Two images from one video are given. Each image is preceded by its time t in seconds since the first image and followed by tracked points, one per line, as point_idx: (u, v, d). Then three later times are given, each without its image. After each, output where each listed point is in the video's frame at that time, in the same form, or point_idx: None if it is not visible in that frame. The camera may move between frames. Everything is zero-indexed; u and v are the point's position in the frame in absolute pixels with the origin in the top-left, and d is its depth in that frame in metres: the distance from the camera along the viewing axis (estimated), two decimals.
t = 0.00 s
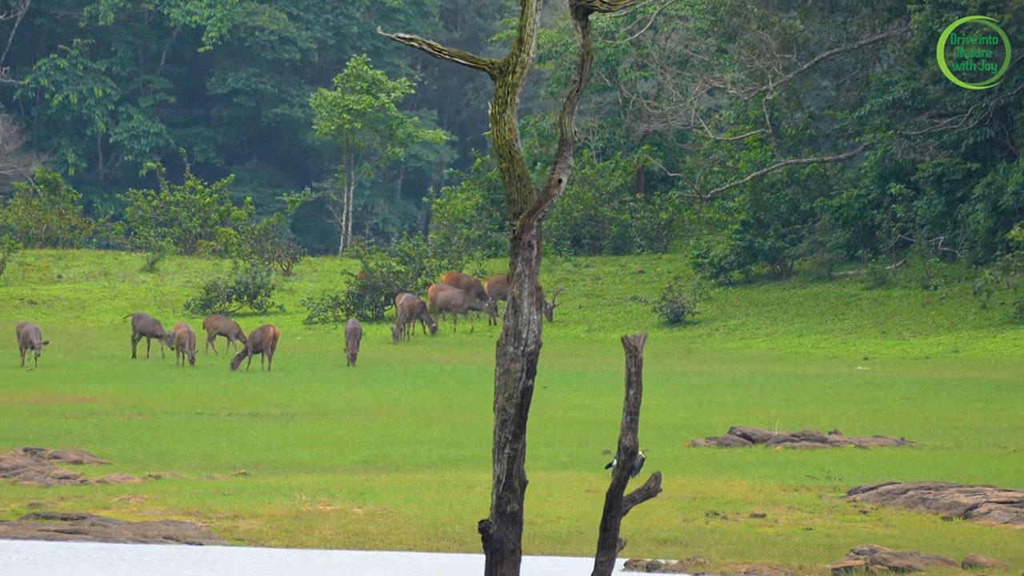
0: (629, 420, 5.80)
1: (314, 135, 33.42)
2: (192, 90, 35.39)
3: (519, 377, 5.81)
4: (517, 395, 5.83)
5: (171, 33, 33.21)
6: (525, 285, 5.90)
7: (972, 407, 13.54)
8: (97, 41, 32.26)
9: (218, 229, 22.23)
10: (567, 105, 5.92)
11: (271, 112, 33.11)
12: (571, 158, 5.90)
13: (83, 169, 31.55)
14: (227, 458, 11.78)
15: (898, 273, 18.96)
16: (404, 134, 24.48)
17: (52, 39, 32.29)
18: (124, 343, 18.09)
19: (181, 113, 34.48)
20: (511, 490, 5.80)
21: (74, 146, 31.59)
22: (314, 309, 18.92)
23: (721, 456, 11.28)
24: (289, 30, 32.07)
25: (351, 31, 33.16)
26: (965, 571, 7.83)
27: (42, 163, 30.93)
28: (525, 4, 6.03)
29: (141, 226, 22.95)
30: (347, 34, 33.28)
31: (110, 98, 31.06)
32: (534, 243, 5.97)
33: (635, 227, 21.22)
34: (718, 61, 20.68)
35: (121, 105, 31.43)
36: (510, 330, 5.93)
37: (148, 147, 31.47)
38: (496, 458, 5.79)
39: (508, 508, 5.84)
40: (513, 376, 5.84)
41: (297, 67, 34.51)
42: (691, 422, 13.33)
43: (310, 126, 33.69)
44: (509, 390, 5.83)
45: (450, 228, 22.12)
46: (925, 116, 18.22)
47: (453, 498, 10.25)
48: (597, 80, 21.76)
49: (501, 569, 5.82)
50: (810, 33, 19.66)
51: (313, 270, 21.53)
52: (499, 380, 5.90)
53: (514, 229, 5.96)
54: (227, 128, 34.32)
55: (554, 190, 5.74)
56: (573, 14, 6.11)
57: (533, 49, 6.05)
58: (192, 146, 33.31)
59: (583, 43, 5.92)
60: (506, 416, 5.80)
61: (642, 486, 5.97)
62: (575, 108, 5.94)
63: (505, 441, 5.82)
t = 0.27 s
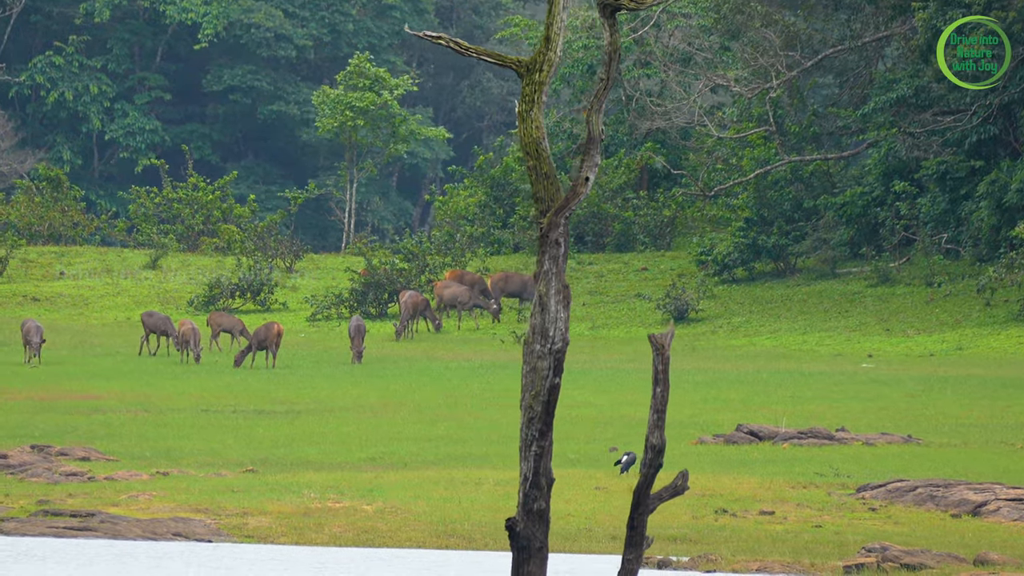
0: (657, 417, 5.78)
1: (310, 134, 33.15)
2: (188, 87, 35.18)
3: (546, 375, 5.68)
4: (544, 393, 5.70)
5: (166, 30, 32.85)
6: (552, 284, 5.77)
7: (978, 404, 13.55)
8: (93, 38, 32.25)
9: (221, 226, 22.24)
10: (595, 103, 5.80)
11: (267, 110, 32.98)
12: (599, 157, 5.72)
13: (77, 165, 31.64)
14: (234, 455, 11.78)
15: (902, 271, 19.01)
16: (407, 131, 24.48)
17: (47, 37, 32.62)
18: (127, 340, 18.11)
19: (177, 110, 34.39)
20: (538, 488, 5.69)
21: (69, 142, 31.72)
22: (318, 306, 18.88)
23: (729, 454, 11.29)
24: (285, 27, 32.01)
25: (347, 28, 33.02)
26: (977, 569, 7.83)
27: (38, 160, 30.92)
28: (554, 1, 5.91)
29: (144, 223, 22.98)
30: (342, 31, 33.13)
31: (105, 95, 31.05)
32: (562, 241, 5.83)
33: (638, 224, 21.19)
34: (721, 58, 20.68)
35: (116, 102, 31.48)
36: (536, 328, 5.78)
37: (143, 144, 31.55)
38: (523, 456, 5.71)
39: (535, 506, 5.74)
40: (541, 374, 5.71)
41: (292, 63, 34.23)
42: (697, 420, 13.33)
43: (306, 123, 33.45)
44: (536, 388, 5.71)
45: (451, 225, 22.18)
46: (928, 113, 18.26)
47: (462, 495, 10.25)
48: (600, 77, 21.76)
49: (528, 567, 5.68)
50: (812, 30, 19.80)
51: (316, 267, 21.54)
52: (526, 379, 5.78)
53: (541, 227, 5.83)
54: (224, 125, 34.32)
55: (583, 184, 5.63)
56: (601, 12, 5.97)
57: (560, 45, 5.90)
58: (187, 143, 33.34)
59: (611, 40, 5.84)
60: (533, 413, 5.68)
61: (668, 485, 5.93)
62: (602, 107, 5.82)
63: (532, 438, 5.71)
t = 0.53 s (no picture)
0: (683, 418, 5.81)
1: (307, 131, 33.36)
2: (183, 85, 35.00)
3: (573, 373, 5.87)
4: (571, 392, 5.88)
5: (161, 28, 32.74)
6: (579, 283, 5.98)
7: (983, 403, 13.57)
8: (88, 36, 32.06)
9: (224, 224, 22.21)
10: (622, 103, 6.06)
11: (263, 108, 32.91)
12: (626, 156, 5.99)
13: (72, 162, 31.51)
14: (241, 453, 11.79)
15: (905, 269, 19.02)
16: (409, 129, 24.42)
17: (43, 35, 32.42)
18: (130, 338, 18.11)
19: (172, 108, 34.21)
20: (564, 487, 5.91)
21: (65, 139, 31.60)
22: (321, 304, 18.91)
23: (736, 452, 11.30)
24: (279, 25, 31.83)
25: (342, 26, 32.88)
26: (988, 567, 7.84)
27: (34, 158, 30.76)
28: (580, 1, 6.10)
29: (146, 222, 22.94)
30: (338, 29, 33.01)
31: (100, 92, 30.91)
32: (589, 239, 6.04)
33: (641, 222, 21.21)
34: (724, 57, 20.63)
35: (112, 100, 31.32)
36: (563, 326, 5.97)
37: (138, 142, 31.43)
38: (550, 455, 5.92)
39: (562, 504, 5.94)
40: (567, 373, 5.91)
41: (288, 61, 34.30)
42: (702, 418, 13.33)
43: (302, 120, 33.63)
44: (563, 387, 5.90)
45: (453, 223, 22.19)
46: (932, 112, 18.17)
47: (471, 493, 10.25)
48: (603, 76, 21.71)
49: (554, 566, 5.92)
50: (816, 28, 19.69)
51: (318, 266, 21.50)
52: (553, 378, 5.97)
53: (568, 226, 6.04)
54: (219, 124, 34.22)
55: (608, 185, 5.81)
56: (628, 10, 6.16)
57: (585, 44, 6.09)
58: (183, 141, 33.13)
59: (638, 40, 6.09)
60: (560, 413, 5.87)
61: (696, 484, 5.98)
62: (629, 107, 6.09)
63: (559, 437, 5.91)
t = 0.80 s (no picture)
0: (710, 418, 5.77)
1: (302, 130, 33.38)
2: (178, 84, 34.92)
3: (599, 374, 5.84)
4: (598, 392, 5.86)
5: (156, 27, 32.87)
6: (606, 283, 5.92)
7: (990, 403, 13.59)
8: (83, 36, 32.16)
9: (226, 224, 22.22)
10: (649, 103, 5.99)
11: (257, 107, 32.82)
12: (653, 157, 5.92)
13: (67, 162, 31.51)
14: (248, 452, 11.78)
15: (909, 268, 19.06)
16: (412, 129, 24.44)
17: (37, 35, 32.56)
18: (133, 337, 18.10)
19: (167, 108, 34.14)
20: (591, 487, 5.86)
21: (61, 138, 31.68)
22: (324, 303, 18.88)
23: (744, 451, 11.30)
24: (274, 24, 31.83)
25: (337, 26, 32.92)
26: (1000, 567, 7.85)
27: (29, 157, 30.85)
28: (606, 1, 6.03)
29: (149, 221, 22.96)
30: (333, 29, 33.04)
31: (95, 92, 30.97)
32: (616, 240, 5.97)
33: (645, 222, 21.19)
34: (726, 57, 20.65)
35: (106, 100, 31.41)
36: (590, 327, 5.94)
37: (134, 142, 31.43)
38: (576, 455, 5.88)
39: (589, 505, 5.90)
40: (595, 374, 5.88)
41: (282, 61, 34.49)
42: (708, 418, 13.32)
43: (297, 120, 33.58)
44: (590, 388, 5.86)
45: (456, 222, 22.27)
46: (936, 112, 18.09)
47: (479, 493, 10.24)
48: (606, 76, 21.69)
49: (581, 566, 5.85)
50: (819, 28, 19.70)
51: (321, 265, 21.52)
52: (580, 379, 5.94)
53: (595, 227, 5.98)
54: (215, 123, 34.14)
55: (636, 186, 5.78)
56: (655, 11, 6.16)
57: (613, 45, 6.04)
58: (178, 141, 33.16)
59: (665, 40, 6.05)
60: (587, 413, 5.84)
61: (723, 485, 5.97)
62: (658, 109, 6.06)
63: (586, 438, 5.88)
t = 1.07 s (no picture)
0: (738, 420, 5.93)
1: (297, 131, 33.33)
2: (173, 83, 34.77)
3: (627, 376, 6.07)
4: (624, 393, 6.10)
5: (151, 28, 32.55)
6: (632, 285, 6.15)
7: (995, 404, 13.60)
8: (78, 36, 31.80)
9: (229, 225, 22.19)
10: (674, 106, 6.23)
11: (252, 108, 32.70)
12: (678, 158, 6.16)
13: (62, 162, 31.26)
14: (255, 453, 11.78)
15: (913, 270, 19.10)
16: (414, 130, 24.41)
17: (31, 34, 32.15)
18: (136, 338, 18.08)
19: (162, 108, 33.87)
20: (617, 487, 6.12)
21: (58, 138, 31.47)
22: (328, 303, 18.85)
23: (752, 452, 11.30)
24: (270, 25, 31.65)
25: (332, 26, 32.78)
26: (1011, 569, 7.85)
27: (24, 157, 30.65)
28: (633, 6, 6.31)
29: (151, 222, 22.93)
30: (328, 29, 32.87)
31: (90, 92, 30.74)
32: (642, 242, 6.21)
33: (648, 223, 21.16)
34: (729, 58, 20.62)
35: (102, 100, 31.24)
36: (617, 328, 6.16)
37: (128, 141, 31.37)
38: (604, 455, 6.13)
39: (616, 505, 6.15)
40: (621, 375, 6.11)
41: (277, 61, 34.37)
42: (714, 419, 13.32)
43: (293, 121, 33.49)
44: (617, 389, 6.11)
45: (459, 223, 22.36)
46: (939, 114, 18.17)
47: (488, 493, 10.23)
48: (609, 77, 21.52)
49: (607, 565, 6.09)
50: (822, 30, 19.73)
51: (324, 266, 21.49)
52: (607, 380, 6.18)
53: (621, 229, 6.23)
54: (209, 123, 34.03)
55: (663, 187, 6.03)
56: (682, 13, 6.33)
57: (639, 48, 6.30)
58: (173, 141, 33.10)
59: (691, 42, 6.22)
60: (614, 415, 6.09)
61: (750, 486, 6.13)
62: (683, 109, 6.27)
63: (613, 438, 6.13)
